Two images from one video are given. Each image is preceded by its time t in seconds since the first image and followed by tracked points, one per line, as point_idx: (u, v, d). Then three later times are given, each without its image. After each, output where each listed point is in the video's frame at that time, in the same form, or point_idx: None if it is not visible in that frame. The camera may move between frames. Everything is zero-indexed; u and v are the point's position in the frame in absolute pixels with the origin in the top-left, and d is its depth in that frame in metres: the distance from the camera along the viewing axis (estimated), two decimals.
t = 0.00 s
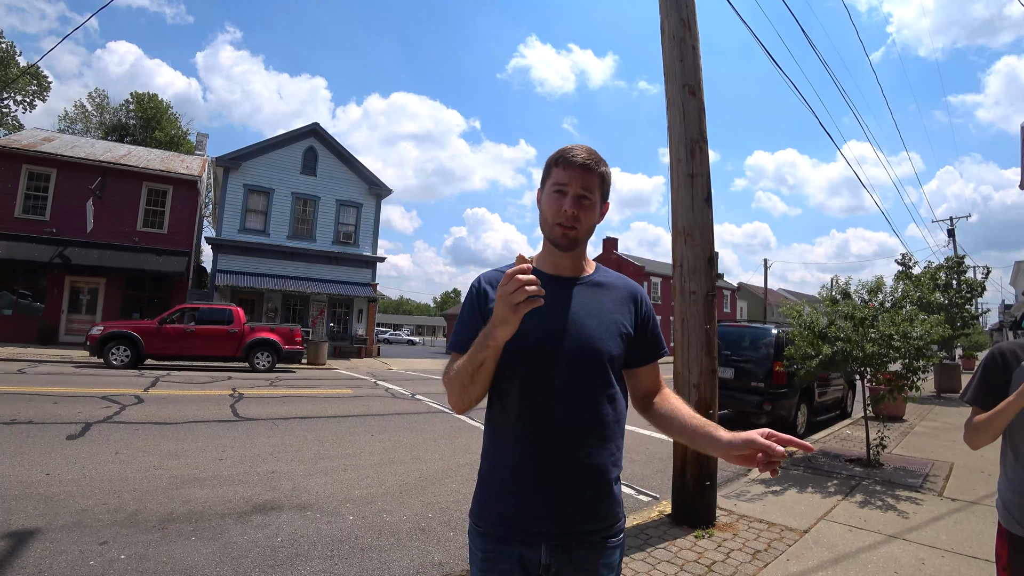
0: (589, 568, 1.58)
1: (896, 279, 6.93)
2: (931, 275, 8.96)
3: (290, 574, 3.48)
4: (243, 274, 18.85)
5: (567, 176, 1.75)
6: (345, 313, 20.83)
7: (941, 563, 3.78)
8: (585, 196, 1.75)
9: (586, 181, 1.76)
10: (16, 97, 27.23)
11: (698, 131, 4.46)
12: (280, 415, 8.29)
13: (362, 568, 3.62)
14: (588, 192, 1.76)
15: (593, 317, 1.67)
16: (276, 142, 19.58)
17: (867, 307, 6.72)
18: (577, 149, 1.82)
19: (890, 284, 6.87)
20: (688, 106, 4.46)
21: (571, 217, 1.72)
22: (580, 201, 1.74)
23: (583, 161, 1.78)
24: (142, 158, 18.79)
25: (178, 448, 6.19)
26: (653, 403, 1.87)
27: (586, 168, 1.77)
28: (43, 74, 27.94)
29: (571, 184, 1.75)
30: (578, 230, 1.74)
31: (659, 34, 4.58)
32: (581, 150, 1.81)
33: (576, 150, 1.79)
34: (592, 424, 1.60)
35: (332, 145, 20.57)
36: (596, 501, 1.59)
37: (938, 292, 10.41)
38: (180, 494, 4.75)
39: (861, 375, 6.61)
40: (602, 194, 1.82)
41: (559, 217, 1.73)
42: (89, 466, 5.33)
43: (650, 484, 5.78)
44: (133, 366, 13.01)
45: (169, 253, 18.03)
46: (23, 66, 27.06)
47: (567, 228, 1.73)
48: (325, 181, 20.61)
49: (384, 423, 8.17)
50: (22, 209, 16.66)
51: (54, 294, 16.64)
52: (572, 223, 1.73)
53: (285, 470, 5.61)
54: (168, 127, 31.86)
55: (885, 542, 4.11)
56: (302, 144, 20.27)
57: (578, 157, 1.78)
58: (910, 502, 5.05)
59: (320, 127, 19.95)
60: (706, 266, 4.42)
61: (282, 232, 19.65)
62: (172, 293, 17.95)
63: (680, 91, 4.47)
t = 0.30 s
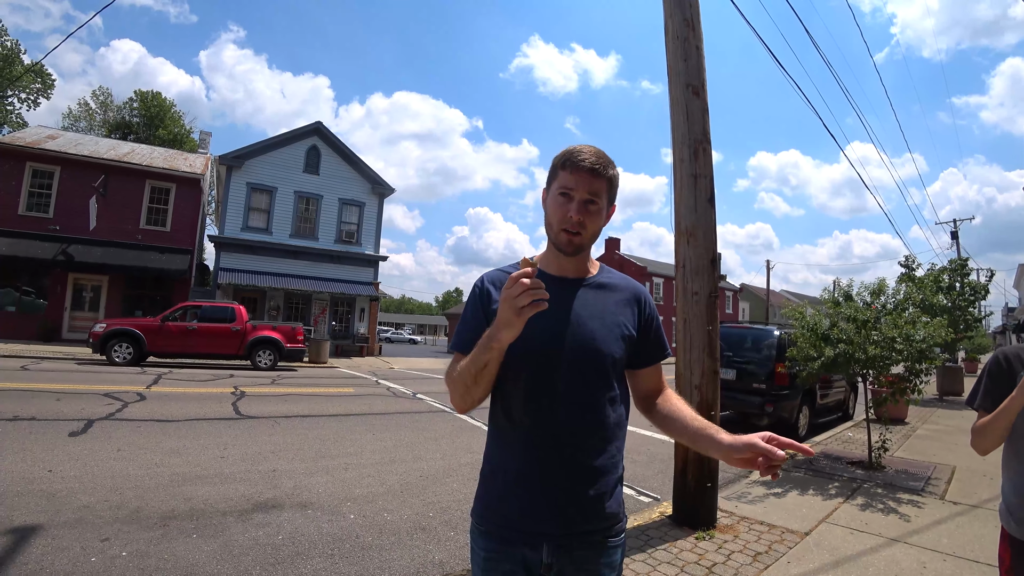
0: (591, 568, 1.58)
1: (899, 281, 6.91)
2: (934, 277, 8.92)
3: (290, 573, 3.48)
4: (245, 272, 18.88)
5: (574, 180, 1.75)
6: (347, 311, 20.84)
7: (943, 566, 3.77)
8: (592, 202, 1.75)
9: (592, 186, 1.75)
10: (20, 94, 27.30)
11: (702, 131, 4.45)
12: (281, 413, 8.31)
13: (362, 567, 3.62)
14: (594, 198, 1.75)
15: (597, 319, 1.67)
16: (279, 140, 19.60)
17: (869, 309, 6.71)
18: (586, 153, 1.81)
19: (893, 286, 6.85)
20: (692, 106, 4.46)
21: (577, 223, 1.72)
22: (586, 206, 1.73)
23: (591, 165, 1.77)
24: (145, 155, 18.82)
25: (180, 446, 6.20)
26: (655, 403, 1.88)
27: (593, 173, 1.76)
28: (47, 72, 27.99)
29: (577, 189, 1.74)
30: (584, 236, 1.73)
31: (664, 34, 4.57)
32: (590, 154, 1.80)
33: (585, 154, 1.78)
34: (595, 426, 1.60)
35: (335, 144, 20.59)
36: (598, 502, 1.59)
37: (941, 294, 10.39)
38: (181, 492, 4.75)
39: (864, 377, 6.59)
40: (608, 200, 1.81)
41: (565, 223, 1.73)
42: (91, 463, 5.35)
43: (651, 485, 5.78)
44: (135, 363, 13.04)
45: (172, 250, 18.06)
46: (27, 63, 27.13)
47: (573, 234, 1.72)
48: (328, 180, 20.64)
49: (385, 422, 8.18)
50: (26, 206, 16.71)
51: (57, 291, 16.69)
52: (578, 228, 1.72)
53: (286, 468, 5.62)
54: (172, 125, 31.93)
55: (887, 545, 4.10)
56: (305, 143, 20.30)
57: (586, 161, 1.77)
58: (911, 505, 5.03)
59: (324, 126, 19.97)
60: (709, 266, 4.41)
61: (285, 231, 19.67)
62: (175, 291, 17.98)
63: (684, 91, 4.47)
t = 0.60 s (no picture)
0: (589, 569, 1.58)
1: (898, 287, 6.92)
2: (933, 284, 8.92)
3: (286, 572, 3.47)
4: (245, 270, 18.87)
5: (577, 181, 1.75)
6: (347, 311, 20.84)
7: (938, 572, 3.77)
8: (594, 203, 1.75)
9: (595, 188, 1.76)
10: (22, 90, 27.31)
11: (703, 135, 4.46)
12: (279, 411, 8.30)
13: (359, 566, 3.62)
14: (596, 198, 1.76)
15: (598, 322, 1.67)
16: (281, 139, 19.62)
17: (868, 315, 6.71)
18: (588, 155, 1.81)
19: (892, 292, 6.86)
20: (694, 110, 4.47)
21: (579, 223, 1.73)
22: (588, 207, 1.74)
23: (593, 166, 1.78)
24: (146, 152, 18.82)
25: (178, 443, 6.19)
26: (655, 407, 1.88)
27: (595, 174, 1.77)
28: (49, 67, 28.00)
29: (579, 190, 1.75)
30: (586, 237, 1.74)
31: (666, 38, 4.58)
32: (592, 155, 1.81)
33: (587, 156, 1.79)
34: (594, 428, 1.60)
35: (337, 143, 20.61)
36: (597, 504, 1.59)
37: (940, 300, 10.38)
38: (178, 490, 4.74)
39: (862, 383, 6.60)
40: (610, 201, 1.82)
41: (567, 224, 1.73)
42: (89, 459, 5.34)
43: (648, 488, 5.78)
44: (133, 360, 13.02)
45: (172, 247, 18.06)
46: (30, 59, 27.13)
47: (575, 235, 1.73)
48: (329, 179, 20.65)
49: (383, 422, 8.18)
50: (26, 202, 16.71)
51: (57, 286, 16.69)
52: (580, 229, 1.73)
53: (284, 467, 5.62)
54: (173, 122, 31.96)
55: (884, 551, 4.10)
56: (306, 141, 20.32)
57: (588, 162, 1.78)
58: (908, 511, 5.04)
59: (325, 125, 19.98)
60: (709, 270, 4.42)
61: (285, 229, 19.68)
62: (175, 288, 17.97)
63: (685, 95, 4.48)
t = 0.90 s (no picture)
0: (586, 572, 1.58)
1: (895, 290, 6.93)
2: (930, 287, 8.94)
3: (282, 573, 3.46)
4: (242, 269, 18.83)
5: (574, 182, 1.76)
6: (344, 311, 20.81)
7: None
8: (591, 204, 1.75)
9: (592, 189, 1.76)
10: (20, 87, 27.21)
11: (702, 138, 4.47)
12: (276, 411, 8.28)
13: (355, 568, 3.61)
14: (594, 200, 1.76)
15: (596, 325, 1.67)
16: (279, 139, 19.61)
17: (866, 318, 6.72)
18: (584, 156, 1.82)
19: (889, 296, 6.87)
20: (692, 114, 4.48)
21: (578, 223, 1.72)
22: (586, 208, 1.74)
23: (591, 168, 1.78)
24: (144, 151, 18.77)
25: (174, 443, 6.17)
26: (653, 409, 1.87)
27: (593, 176, 1.77)
28: (47, 64, 27.90)
29: (577, 191, 1.75)
30: (585, 237, 1.74)
31: (665, 41, 4.59)
32: (588, 157, 1.82)
33: (584, 157, 1.80)
34: (592, 432, 1.60)
35: (335, 143, 20.60)
36: (594, 507, 1.60)
37: (937, 304, 10.41)
38: (174, 490, 4.73)
39: (859, 386, 6.61)
40: (608, 202, 1.82)
41: (565, 224, 1.73)
42: (84, 459, 5.32)
43: (644, 490, 5.78)
44: (130, 359, 12.98)
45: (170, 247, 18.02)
46: (28, 56, 27.04)
47: (574, 235, 1.72)
48: (327, 179, 20.63)
49: (380, 423, 8.16)
50: (23, 200, 16.65)
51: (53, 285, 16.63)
52: (578, 230, 1.72)
53: (280, 468, 5.60)
54: (172, 121, 31.92)
55: (880, 554, 4.11)
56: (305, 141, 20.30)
57: (586, 164, 1.79)
58: (904, 514, 5.04)
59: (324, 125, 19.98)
60: (707, 273, 4.42)
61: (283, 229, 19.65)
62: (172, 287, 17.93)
63: (684, 98, 4.49)
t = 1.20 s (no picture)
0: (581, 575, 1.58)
1: (889, 294, 6.97)
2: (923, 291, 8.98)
3: None
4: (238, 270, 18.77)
5: (569, 184, 1.77)
6: (340, 313, 20.77)
7: None
8: (586, 205, 1.76)
9: (586, 190, 1.77)
10: (16, 86, 27.10)
11: (698, 143, 4.49)
12: (271, 413, 8.26)
13: (350, 569, 3.60)
14: (588, 200, 1.77)
15: (592, 327, 1.68)
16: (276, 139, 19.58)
17: (860, 322, 6.75)
18: (578, 158, 1.83)
19: (883, 299, 6.91)
20: (689, 118, 4.49)
21: (573, 224, 1.73)
22: (581, 209, 1.75)
23: (584, 170, 1.79)
24: (140, 151, 18.71)
25: (168, 445, 6.15)
26: (659, 409, 1.88)
27: (587, 177, 1.78)
28: (43, 63, 27.80)
29: (572, 193, 1.76)
30: (580, 238, 1.75)
31: (662, 46, 4.61)
32: (582, 159, 1.83)
33: (577, 159, 1.81)
34: (588, 434, 1.60)
35: (332, 144, 20.58)
36: (590, 510, 1.60)
37: (930, 308, 10.46)
38: (167, 492, 4.71)
39: (853, 390, 6.64)
40: (602, 202, 1.83)
41: (561, 225, 1.74)
42: (77, 460, 5.29)
43: (639, 493, 5.78)
44: (124, 360, 12.91)
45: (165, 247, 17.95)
46: (23, 54, 26.92)
47: (569, 236, 1.73)
48: (324, 180, 20.60)
49: (375, 425, 8.14)
50: (18, 198, 16.56)
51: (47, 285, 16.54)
52: (573, 230, 1.74)
53: (274, 470, 5.58)
54: (168, 121, 31.86)
55: (874, 556, 4.12)
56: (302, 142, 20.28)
57: (580, 166, 1.80)
58: (898, 517, 5.06)
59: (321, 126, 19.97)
60: (702, 277, 4.43)
61: (279, 230, 19.60)
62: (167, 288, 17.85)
63: (681, 103, 4.51)
